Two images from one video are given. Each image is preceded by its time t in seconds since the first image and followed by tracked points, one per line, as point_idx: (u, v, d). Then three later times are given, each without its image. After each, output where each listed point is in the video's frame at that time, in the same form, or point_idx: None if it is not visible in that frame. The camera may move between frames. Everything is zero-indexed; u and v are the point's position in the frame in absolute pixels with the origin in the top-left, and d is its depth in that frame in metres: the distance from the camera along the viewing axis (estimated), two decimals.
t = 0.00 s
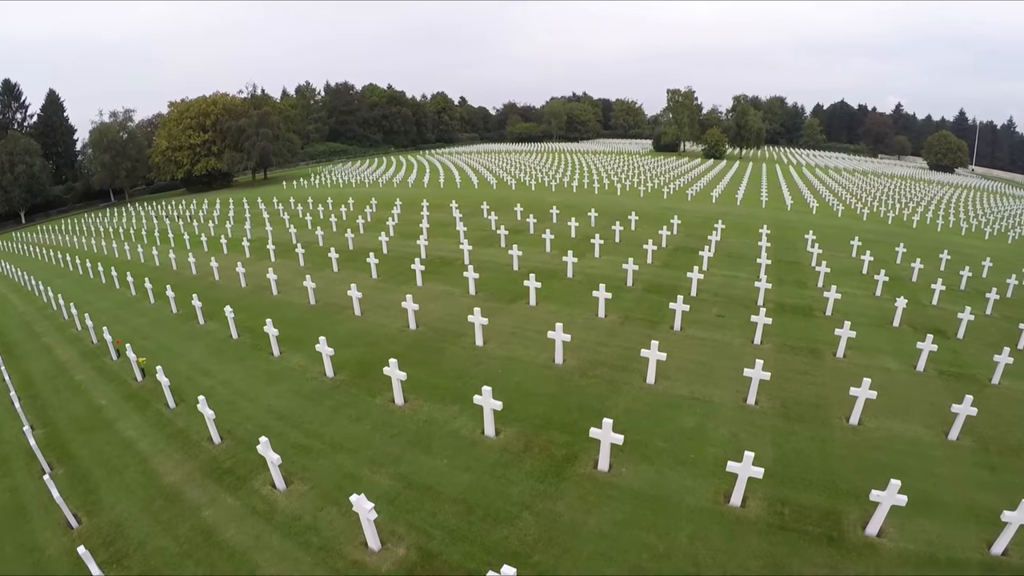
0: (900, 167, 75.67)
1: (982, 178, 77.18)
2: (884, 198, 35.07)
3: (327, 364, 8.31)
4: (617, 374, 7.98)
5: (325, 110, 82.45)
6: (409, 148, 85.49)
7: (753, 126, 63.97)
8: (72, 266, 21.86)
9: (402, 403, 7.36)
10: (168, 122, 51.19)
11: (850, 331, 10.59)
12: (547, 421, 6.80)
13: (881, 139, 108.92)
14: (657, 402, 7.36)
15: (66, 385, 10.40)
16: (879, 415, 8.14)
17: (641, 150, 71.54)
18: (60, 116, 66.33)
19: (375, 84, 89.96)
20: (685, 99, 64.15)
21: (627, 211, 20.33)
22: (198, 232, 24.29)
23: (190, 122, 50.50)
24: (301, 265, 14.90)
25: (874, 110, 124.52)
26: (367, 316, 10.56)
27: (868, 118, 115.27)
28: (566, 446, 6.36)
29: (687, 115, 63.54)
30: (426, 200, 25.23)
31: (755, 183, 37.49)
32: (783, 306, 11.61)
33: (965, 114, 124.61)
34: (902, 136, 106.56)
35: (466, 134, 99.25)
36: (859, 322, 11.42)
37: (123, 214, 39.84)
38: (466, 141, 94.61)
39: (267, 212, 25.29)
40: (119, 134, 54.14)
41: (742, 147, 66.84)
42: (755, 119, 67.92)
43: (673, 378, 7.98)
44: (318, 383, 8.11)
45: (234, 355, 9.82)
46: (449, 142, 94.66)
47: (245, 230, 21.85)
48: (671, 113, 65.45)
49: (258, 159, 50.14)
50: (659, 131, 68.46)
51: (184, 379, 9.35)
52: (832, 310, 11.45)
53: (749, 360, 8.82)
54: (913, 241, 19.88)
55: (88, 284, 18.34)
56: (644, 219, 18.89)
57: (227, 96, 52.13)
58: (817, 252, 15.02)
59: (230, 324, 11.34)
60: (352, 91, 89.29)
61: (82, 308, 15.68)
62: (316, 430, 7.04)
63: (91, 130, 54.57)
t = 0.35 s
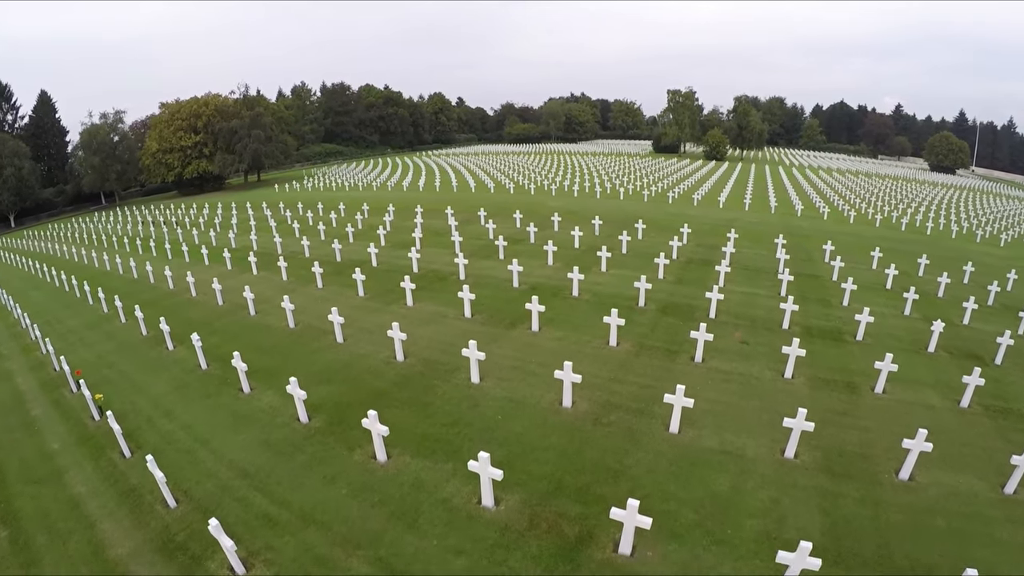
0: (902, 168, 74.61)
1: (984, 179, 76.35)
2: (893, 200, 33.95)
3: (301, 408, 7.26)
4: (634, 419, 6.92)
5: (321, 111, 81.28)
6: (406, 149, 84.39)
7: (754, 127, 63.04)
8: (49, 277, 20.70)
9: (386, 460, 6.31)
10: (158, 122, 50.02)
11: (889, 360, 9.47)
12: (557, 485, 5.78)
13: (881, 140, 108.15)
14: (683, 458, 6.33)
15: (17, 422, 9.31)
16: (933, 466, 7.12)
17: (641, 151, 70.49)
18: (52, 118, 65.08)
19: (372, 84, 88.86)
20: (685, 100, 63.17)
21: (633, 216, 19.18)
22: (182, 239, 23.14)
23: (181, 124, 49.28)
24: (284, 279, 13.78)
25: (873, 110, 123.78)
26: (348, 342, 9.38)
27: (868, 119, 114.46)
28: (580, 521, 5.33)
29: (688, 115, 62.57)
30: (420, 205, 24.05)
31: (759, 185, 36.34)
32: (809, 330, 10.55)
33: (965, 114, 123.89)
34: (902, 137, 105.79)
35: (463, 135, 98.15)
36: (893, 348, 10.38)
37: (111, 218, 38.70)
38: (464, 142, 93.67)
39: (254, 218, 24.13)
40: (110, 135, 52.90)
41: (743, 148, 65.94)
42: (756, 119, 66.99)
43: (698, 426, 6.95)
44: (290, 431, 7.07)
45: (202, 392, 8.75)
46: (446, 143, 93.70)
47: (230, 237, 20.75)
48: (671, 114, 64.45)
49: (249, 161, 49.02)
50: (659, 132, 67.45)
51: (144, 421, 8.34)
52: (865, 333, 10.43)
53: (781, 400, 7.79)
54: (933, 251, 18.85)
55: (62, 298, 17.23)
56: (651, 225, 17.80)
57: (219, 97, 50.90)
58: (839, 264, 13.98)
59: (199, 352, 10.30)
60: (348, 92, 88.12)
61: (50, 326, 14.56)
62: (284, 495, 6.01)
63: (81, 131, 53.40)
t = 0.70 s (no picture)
0: (904, 169, 73.48)
1: (987, 180, 75.34)
2: (903, 204, 32.86)
3: (268, 464, 6.23)
4: (657, 480, 5.90)
5: (316, 112, 80.14)
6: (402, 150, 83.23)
7: (756, 128, 62.02)
8: (23, 289, 19.56)
9: (364, 535, 5.29)
10: (149, 123, 48.68)
11: (936, 397, 8.46)
12: (570, 573, 4.78)
13: (881, 141, 107.25)
14: (720, 531, 5.34)
15: None
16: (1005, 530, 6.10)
17: (640, 152, 69.43)
18: (44, 119, 63.94)
19: (368, 84, 87.72)
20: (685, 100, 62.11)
21: (639, 223, 18.10)
22: (165, 247, 22.06)
23: (171, 125, 48.04)
24: (265, 295, 12.71)
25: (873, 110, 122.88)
26: (328, 375, 8.33)
27: (868, 119, 113.55)
28: None
29: (688, 116, 61.50)
30: (414, 210, 22.91)
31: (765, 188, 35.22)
32: (841, 357, 9.58)
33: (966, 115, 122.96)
34: (902, 137, 104.83)
35: (461, 136, 97.03)
36: (933, 381, 9.38)
37: (98, 222, 37.54)
38: (461, 143, 92.61)
39: (241, 223, 23.02)
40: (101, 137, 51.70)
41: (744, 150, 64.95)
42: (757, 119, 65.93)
43: (732, 489, 5.96)
44: (253, 495, 6.06)
45: (165, 438, 7.74)
46: (443, 143, 92.64)
47: (213, 245, 19.69)
48: (672, 115, 63.38)
49: (241, 164, 47.99)
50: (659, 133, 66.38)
51: (96, 471, 7.35)
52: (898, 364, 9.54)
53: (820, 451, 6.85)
54: (956, 260, 17.80)
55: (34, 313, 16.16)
56: (659, 232, 16.69)
57: (211, 97, 49.55)
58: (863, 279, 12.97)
59: (165, 385, 9.29)
60: (344, 92, 86.92)
61: (14, 347, 13.46)
62: None
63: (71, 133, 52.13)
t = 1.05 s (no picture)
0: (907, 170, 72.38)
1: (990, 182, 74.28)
2: (914, 208, 31.82)
3: (224, 540, 5.23)
4: (689, 562, 4.91)
5: (311, 113, 78.96)
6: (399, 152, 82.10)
7: (757, 129, 61.00)
8: None
9: None
10: (139, 124, 47.48)
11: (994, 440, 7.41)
12: None
13: (881, 142, 106.33)
14: None
15: None
16: None
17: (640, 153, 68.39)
18: (34, 121, 62.79)
19: (365, 85, 86.65)
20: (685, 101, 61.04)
21: (646, 230, 17.08)
22: (145, 255, 20.95)
23: (161, 127, 46.85)
24: (243, 313, 11.68)
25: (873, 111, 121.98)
26: (303, 417, 7.34)
27: (868, 119, 112.68)
28: None
29: (689, 117, 60.43)
30: (407, 216, 21.81)
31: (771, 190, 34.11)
32: (876, 392, 8.66)
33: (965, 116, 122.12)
34: (903, 138, 103.90)
35: (458, 136, 95.91)
36: (982, 416, 8.40)
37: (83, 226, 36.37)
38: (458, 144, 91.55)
39: (225, 230, 21.92)
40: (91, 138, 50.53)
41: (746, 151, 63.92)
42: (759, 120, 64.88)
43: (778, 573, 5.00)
44: None
45: (116, 494, 6.75)
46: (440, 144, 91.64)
47: (195, 254, 18.66)
48: (672, 116, 62.34)
49: (232, 166, 46.88)
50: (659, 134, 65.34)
51: (33, 536, 6.34)
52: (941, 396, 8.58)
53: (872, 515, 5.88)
54: (981, 271, 16.78)
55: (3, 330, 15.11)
56: (668, 240, 15.66)
57: (202, 98, 48.37)
58: (891, 293, 11.99)
59: (125, 424, 8.34)
60: (340, 92, 85.74)
61: None
62: None
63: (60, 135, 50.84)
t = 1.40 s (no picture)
0: (909, 171, 71.41)
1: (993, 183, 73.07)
2: (925, 211, 30.86)
3: None
4: None
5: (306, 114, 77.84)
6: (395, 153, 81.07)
7: (759, 129, 60.07)
8: None
9: None
10: (128, 126, 46.31)
11: None
12: None
13: (882, 142, 105.42)
14: None
15: None
16: None
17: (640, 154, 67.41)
18: (25, 123, 61.79)
19: (361, 85, 85.50)
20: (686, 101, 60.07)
21: (652, 238, 16.08)
22: (123, 265, 19.86)
23: (151, 128, 45.72)
24: (216, 336, 10.66)
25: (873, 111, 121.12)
26: (273, 471, 6.36)
27: (868, 120, 111.88)
28: None
29: (689, 117, 59.45)
30: (401, 222, 20.76)
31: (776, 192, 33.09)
32: (921, 433, 7.71)
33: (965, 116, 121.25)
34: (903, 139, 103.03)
35: (455, 137, 94.90)
36: None
37: (68, 231, 35.19)
38: (455, 144, 90.55)
39: (209, 238, 20.85)
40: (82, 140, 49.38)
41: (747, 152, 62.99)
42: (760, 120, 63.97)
43: None
44: None
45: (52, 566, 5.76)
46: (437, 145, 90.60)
47: (174, 265, 17.60)
48: (672, 116, 61.37)
49: (223, 169, 45.80)
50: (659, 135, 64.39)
51: None
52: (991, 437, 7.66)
53: None
54: (1009, 283, 15.82)
55: None
56: (678, 249, 14.67)
57: (193, 99, 47.26)
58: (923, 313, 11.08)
59: (77, 474, 7.31)
60: (335, 92, 84.63)
61: None
62: None
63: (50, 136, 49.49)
